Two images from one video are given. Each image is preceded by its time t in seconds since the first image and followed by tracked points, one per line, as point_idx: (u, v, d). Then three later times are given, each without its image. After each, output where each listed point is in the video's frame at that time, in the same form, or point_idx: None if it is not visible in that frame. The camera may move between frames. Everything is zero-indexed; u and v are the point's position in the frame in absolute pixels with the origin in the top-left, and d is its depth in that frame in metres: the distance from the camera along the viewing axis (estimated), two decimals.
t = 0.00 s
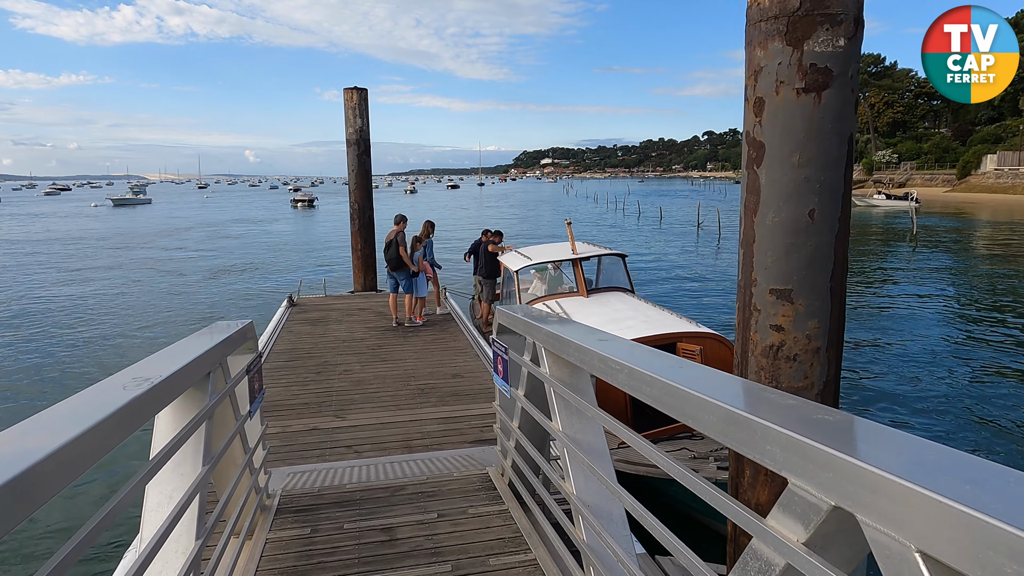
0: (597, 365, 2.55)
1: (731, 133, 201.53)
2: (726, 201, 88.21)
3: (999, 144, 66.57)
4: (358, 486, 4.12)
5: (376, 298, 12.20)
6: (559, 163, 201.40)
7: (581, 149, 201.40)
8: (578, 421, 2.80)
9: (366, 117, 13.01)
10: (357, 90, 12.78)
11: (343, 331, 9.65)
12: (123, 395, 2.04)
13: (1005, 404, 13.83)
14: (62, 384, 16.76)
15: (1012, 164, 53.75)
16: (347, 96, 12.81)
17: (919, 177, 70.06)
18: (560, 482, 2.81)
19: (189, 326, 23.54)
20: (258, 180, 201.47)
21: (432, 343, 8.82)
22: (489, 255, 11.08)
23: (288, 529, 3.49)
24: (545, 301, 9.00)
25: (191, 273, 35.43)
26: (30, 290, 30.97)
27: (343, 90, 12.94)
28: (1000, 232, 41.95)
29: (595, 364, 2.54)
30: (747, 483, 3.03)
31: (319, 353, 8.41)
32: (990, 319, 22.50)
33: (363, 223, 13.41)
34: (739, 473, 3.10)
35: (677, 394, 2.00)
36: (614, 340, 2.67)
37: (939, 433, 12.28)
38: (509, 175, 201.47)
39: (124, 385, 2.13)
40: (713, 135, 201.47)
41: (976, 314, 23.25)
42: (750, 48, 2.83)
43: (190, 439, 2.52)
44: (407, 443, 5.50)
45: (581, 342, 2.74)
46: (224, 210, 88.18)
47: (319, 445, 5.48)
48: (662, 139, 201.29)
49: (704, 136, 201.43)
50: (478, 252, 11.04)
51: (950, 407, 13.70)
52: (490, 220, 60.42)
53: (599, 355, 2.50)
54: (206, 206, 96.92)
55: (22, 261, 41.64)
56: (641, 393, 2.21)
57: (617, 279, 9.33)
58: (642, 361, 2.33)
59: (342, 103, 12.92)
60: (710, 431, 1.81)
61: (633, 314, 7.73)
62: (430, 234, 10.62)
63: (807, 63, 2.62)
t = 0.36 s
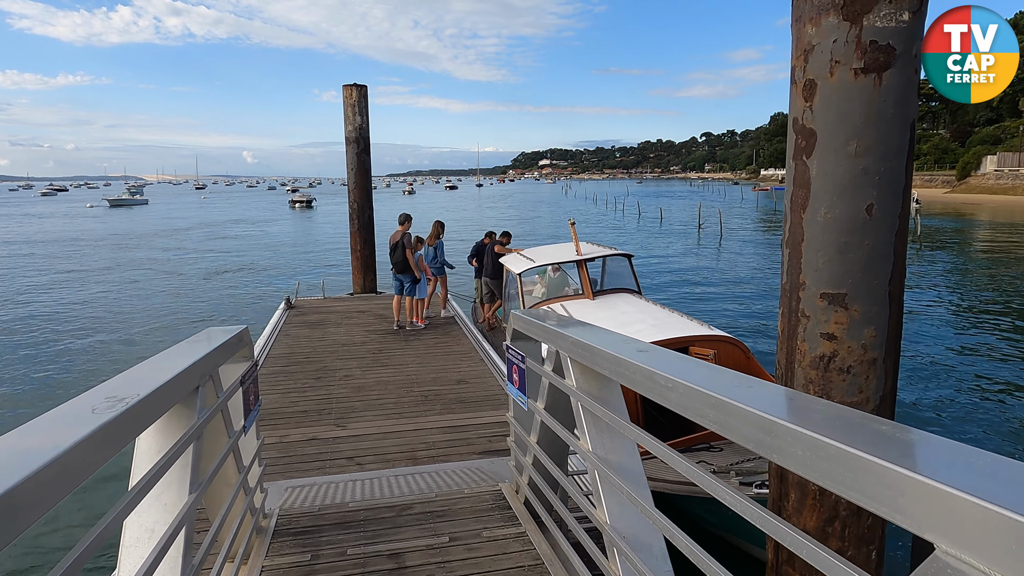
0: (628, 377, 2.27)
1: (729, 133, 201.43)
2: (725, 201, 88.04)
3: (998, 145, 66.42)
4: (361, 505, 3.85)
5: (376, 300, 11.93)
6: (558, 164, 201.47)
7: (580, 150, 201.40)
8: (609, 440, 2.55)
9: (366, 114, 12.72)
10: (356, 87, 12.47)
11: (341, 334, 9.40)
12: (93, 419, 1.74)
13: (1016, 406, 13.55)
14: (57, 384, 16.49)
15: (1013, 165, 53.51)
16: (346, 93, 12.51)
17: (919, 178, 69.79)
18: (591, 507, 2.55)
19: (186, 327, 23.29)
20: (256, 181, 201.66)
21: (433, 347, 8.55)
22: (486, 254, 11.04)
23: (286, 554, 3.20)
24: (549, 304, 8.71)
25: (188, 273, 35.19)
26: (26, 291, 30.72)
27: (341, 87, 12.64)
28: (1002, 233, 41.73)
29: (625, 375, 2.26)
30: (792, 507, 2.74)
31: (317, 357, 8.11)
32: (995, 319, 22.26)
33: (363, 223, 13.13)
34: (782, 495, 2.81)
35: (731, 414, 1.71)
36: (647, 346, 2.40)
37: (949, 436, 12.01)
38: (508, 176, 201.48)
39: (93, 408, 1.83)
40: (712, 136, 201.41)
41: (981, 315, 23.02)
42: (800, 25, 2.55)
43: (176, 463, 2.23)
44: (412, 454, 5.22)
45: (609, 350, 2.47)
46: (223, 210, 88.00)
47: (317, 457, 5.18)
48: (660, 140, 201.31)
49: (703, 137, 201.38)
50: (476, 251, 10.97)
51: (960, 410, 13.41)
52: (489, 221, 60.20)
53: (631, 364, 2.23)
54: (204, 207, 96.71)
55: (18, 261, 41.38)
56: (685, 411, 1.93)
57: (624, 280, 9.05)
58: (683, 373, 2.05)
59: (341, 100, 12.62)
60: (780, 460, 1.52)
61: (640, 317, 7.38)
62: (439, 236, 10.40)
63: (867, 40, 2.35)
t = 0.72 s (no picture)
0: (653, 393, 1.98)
1: (725, 135, 201.46)
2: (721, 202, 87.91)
3: (993, 147, 66.39)
4: (357, 527, 3.58)
5: (372, 305, 11.66)
6: (553, 165, 201.50)
7: (575, 151, 201.43)
8: (632, 463, 2.29)
9: (362, 113, 12.47)
10: (352, 85, 12.23)
11: (337, 338, 9.16)
12: (36, 459, 1.45)
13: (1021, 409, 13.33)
14: (47, 387, 16.22)
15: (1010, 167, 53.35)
16: (342, 91, 12.27)
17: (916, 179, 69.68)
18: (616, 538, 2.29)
19: (179, 329, 22.96)
20: (251, 182, 201.53)
21: (431, 351, 8.32)
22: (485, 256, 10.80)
23: None
24: (551, 307, 8.46)
25: (182, 274, 34.89)
26: (17, 292, 30.41)
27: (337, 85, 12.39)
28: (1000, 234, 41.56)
29: (650, 394, 1.98)
30: (833, 537, 2.48)
31: (312, 364, 7.84)
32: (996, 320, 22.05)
33: (359, 224, 12.87)
34: (822, 522, 2.56)
35: (778, 442, 1.44)
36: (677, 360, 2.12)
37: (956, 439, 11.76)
38: (503, 177, 201.48)
39: (41, 443, 1.55)
40: (708, 137, 201.45)
41: (982, 316, 22.82)
42: (845, 8, 2.32)
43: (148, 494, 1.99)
44: (412, 467, 4.95)
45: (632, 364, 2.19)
46: (218, 211, 87.62)
47: (310, 472, 4.91)
48: (656, 142, 201.41)
49: (698, 139, 201.43)
50: (474, 253, 10.71)
51: (965, 412, 13.16)
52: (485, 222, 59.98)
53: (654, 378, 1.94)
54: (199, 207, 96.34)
55: (11, 262, 41.04)
56: (719, 437, 1.64)
57: (628, 283, 8.80)
58: (721, 389, 1.76)
59: (337, 99, 12.36)
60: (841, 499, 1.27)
61: (647, 322, 7.13)
62: (444, 238, 10.19)
63: (922, 22, 2.11)
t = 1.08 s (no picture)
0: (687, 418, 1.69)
1: (720, 136, 201.43)
2: (717, 203, 87.76)
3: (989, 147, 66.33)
4: (349, 555, 3.28)
5: (368, 308, 11.35)
6: (549, 166, 201.46)
7: (571, 153, 201.44)
8: (659, 494, 2.01)
9: (355, 112, 12.17)
10: (346, 83, 11.94)
11: (330, 343, 8.89)
12: None
13: None
14: (36, 391, 15.90)
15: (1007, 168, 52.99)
16: (335, 89, 11.96)
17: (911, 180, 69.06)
18: None
19: (172, 331, 22.59)
20: (246, 183, 201.77)
21: (427, 358, 8.04)
22: (485, 257, 10.44)
23: None
24: (554, 309, 8.19)
25: (175, 276, 34.54)
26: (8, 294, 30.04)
27: (330, 83, 12.10)
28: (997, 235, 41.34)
29: (684, 421, 1.68)
30: None
31: (304, 371, 7.54)
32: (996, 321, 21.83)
33: (353, 226, 12.56)
34: (870, 560, 2.28)
35: (850, 491, 1.15)
36: (712, 380, 1.84)
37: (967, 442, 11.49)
38: (499, 179, 201.45)
39: None
40: (703, 139, 201.48)
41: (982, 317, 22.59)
42: None
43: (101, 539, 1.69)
44: (408, 485, 4.65)
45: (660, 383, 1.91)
46: (212, 213, 87.13)
47: (299, 490, 4.60)
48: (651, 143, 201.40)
49: (694, 140, 201.45)
50: (473, 254, 10.34)
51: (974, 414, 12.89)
52: (481, 224, 59.74)
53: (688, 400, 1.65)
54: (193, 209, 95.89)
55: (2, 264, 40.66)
56: (777, 479, 1.34)
57: (634, 287, 8.55)
58: (771, 416, 1.47)
59: (330, 97, 12.06)
60: (943, 564, 0.99)
61: (655, 326, 6.87)
62: (445, 240, 9.91)
63: None
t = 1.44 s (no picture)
0: (755, 441, 1.41)
1: (716, 136, 201.53)
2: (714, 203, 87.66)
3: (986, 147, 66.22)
4: None
5: (366, 308, 11.06)
6: (545, 166, 201.43)
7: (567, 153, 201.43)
8: (710, 528, 1.74)
9: (352, 107, 11.87)
10: (343, 78, 11.64)
11: (328, 344, 8.61)
12: None
13: None
14: (25, 391, 15.58)
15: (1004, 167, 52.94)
16: (332, 84, 11.66)
17: (908, 179, 68.97)
18: None
19: (165, 331, 22.24)
20: (241, 183, 201.47)
21: (429, 360, 7.78)
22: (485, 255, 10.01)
23: None
24: (561, 309, 7.94)
25: (169, 275, 34.20)
26: None
27: (326, 77, 11.79)
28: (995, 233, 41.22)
29: (753, 442, 1.40)
30: None
31: (300, 374, 7.24)
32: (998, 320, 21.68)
33: (350, 224, 12.26)
34: None
35: None
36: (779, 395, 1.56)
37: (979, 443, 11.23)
38: (495, 179, 201.42)
39: None
40: (699, 139, 201.53)
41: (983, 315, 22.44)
42: None
43: None
44: (410, 498, 4.35)
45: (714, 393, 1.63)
46: (207, 213, 86.73)
47: (294, 503, 4.30)
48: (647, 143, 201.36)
49: (689, 140, 201.51)
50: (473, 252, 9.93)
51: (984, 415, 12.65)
52: (478, 224, 59.49)
53: (760, 422, 1.37)
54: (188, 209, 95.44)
55: None
56: (898, 524, 1.06)
57: (642, 287, 8.31)
58: (874, 443, 1.19)
59: (326, 91, 11.75)
60: None
61: (670, 328, 6.65)
62: (449, 238, 9.61)
63: None
